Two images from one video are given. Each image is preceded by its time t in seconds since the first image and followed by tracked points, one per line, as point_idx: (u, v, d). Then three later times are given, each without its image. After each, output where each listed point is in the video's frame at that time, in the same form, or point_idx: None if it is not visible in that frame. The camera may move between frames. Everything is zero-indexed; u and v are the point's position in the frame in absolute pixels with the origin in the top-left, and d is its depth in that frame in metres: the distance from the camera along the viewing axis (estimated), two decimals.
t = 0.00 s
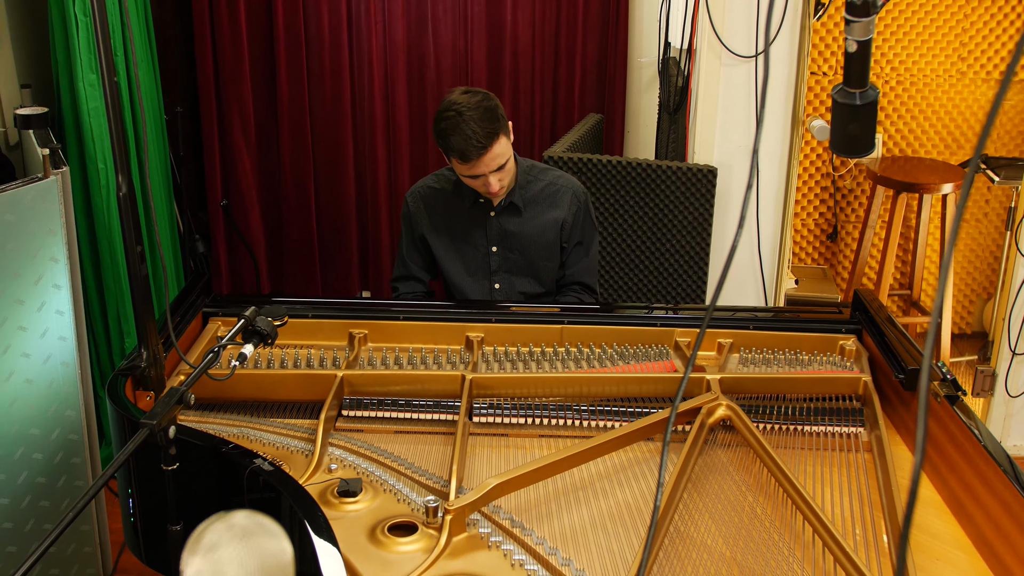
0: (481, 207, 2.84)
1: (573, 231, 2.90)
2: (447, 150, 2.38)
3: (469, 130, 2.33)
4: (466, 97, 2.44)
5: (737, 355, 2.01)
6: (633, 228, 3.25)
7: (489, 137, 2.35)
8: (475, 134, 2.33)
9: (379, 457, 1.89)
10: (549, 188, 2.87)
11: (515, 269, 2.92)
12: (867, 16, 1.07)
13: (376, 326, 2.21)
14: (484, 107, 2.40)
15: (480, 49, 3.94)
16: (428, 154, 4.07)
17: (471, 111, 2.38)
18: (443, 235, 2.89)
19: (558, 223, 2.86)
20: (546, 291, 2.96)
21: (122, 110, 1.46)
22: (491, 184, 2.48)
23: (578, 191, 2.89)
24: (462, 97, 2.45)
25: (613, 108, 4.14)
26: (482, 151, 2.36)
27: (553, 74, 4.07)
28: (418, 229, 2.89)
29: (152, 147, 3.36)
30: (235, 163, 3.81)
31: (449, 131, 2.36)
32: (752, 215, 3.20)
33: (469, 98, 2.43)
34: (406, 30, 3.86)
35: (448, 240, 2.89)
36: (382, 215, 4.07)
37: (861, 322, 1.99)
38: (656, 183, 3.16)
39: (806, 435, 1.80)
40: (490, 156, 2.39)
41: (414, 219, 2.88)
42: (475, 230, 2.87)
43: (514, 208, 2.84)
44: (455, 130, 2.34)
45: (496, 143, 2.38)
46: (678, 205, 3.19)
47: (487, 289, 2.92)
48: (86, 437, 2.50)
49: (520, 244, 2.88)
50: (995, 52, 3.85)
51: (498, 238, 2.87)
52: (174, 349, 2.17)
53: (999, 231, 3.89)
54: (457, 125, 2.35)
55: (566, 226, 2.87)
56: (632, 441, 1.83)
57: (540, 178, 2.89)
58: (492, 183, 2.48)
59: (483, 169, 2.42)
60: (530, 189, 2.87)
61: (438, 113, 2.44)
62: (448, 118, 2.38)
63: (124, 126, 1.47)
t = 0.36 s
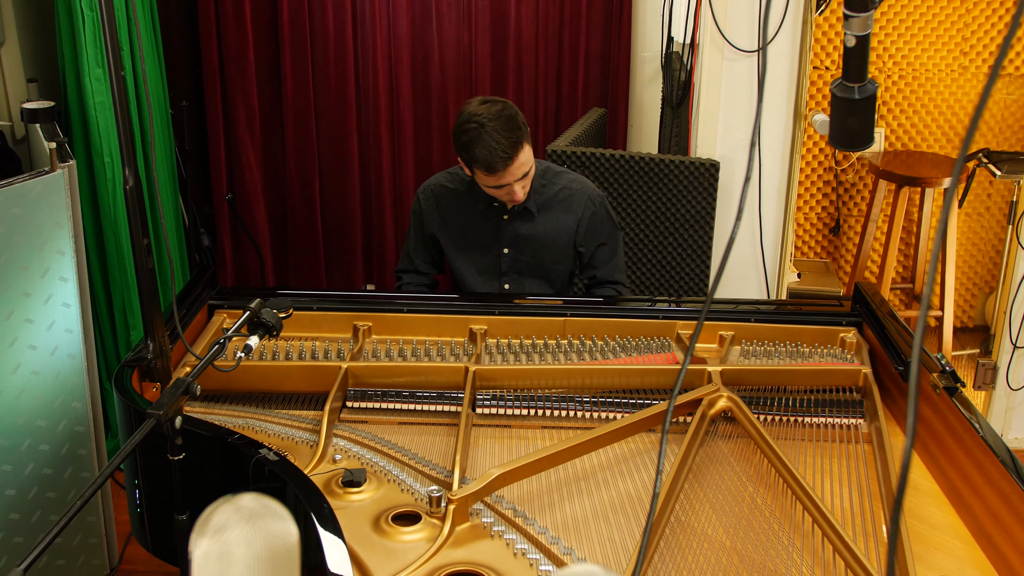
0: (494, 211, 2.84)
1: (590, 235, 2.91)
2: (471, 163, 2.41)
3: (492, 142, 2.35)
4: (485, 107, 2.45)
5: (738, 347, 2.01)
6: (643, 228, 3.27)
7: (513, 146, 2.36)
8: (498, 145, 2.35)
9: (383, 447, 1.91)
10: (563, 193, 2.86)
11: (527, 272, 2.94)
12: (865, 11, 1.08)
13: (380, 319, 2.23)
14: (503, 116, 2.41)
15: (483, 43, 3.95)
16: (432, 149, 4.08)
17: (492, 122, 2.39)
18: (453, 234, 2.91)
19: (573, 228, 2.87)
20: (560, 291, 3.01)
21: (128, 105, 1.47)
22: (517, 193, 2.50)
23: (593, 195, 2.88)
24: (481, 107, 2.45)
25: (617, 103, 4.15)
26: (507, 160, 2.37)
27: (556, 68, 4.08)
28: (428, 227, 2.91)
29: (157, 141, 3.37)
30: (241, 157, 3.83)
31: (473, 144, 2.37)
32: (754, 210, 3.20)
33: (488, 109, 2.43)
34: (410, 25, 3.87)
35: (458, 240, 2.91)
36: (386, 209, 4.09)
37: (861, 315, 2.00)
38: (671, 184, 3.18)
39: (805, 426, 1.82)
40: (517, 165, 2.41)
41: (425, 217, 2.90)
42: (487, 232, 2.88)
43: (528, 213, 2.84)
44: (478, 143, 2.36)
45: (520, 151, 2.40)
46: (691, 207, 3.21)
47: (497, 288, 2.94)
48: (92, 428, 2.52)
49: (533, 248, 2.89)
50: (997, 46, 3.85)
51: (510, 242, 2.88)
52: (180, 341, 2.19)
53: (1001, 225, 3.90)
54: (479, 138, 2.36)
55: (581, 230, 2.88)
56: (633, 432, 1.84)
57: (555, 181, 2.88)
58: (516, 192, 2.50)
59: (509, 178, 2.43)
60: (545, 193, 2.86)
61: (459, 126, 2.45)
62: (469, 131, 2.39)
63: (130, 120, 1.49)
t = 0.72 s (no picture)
0: (512, 212, 2.86)
1: (610, 241, 2.92)
2: (494, 168, 2.42)
3: (517, 151, 2.35)
4: (514, 114, 2.44)
5: (739, 342, 2.04)
6: (655, 228, 3.30)
7: (537, 157, 2.37)
8: (522, 155, 2.36)
9: (387, 440, 1.93)
10: (581, 198, 2.87)
11: (539, 273, 2.96)
12: (861, 9, 1.10)
13: (384, 312, 2.25)
14: (531, 126, 2.41)
15: (487, 40, 3.96)
16: (435, 145, 4.10)
17: (520, 130, 2.39)
18: (467, 231, 2.92)
19: (590, 233, 2.89)
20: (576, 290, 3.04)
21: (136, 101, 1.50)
22: (535, 203, 2.54)
23: (611, 200, 2.89)
24: (510, 113, 2.46)
25: (619, 99, 4.15)
26: (529, 171, 2.39)
27: (559, 66, 4.10)
28: (443, 224, 2.93)
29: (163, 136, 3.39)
30: (245, 152, 3.85)
31: (497, 150, 2.39)
32: (756, 205, 3.22)
33: (517, 116, 2.43)
34: (413, 21, 3.88)
35: (472, 237, 2.92)
36: (390, 204, 4.10)
37: (861, 309, 2.02)
38: (685, 188, 3.20)
39: (806, 420, 1.83)
40: (539, 176, 2.42)
41: (440, 213, 2.92)
42: (502, 232, 2.90)
43: (545, 216, 2.86)
44: (503, 150, 2.37)
45: (544, 164, 2.40)
46: (705, 210, 3.24)
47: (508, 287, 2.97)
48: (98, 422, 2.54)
49: (549, 250, 2.92)
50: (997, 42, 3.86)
51: (525, 243, 2.90)
52: (187, 335, 2.21)
53: (1001, 220, 3.91)
54: (505, 145, 2.37)
55: (600, 235, 2.90)
56: (634, 425, 1.86)
57: (573, 186, 2.88)
58: (535, 203, 2.53)
59: (529, 188, 2.46)
60: (564, 197, 2.87)
61: (486, 128, 2.47)
62: (495, 137, 2.40)
63: (138, 116, 1.51)
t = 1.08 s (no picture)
0: (518, 207, 2.87)
1: (611, 239, 2.95)
2: (499, 151, 2.43)
3: (525, 138, 2.37)
4: (534, 105, 2.48)
5: (742, 336, 2.03)
6: (658, 225, 3.30)
7: (543, 151, 2.39)
8: (529, 144, 2.37)
9: (392, 434, 1.95)
10: (587, 196, 2.88)
11: (543, 269, 2.99)
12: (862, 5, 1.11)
13: (389, 307, 2.26)
14: (546, 119, 2.44)
15: (491, 36, 3.97)
16: (439, 141, 4.11)
17: (534, 121, 2.42)
18: (473, 226, 2.93)
19: (595, 231, 2.90)
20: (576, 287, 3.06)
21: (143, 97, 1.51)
22: (529, 196, 2.53)
23: (617, 199, 2.90)
24: (529, 104, 2.49)
25: (623, 95, 4.16)
26: (530, 162, 2.39)
27: (563, 62, 4.10)
28: (449, 218, 2.94)
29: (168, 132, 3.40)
30: (250, 148, 3.86)
31: (507, 133, 2.40)
32: (758, 201, 3.22)
33: (535, 107, 2.47)
34: (417, 17, 3.89)
35: (478, 233, 2.94)
36: (394, 200, 4.12)
37: (863, 304, 2.03)
38: (689, 186, 3.21)
39: (808, 413, 1.85)
40: (538, 169, 2.42)
41: (446, 208, 2.93)
42: (507, 228, 2.91)
43: (551, 213, 2.88)
44: (512, 134, 2.38)
45: (548, 159, 2.41)
46: (707, 209, 3.25)
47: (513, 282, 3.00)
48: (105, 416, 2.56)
49: (553, 246, 2.94)
50: (999, 39, 3.86)
51: (530, 239, 2.92)
52: (193, 329, 2.23)
53: (1003, 215, 3.91)
54: (516, 129, 2.39)
55: (603, 235, 2.92)
56: (637, 419, 1.87)
57: (579, 183, 2.89)
58: (530, 196, 2.54)
59: (526, 179, 2.47)
60: (570, 194, 2.88)
61: (502, 112, 2.49)
62: (509, 121, 2.43)
63: (144, 112, 1.52)
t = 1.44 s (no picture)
0: (511, 194, 2.89)
1: (600, 224, 2.93)
2: (484, 130, 2.45)
3: (510, 115, 2.39)
4: (516, 84, 2.51)
5: (744, 332, 2.05)
6: (655, 217, 3.29)
7: (527, 126, 2.42)
8: (514, 120, 2.40)
9: (396, 429, 1.96)
10: (579, 182, 2.91)
11: (539, 259, 2.98)
12: (861, 4, 1.11)
13: (393, 304, 2.28)
14: (530, 96, 2.47)
15: (495, 34, 3.98)
16: (444, 139, 4.12)
17: (517, 98, 2.45)
18: (470, 218, 2.95)
19: (586, 217, 2.90)
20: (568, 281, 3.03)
21: (148, 94, 1.52)
22: (519, 175, 2.54)
23: (607, 185, 2.93)
24: (512, 83, 2.53)
25: (627, 93, 4.16)
26: (515, 139, 2.43)
27: (567, 61, 4.11)
28: (446, 211, 2.96)
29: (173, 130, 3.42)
30: (256, 146, 3.88)
31: (492, 111, 2.42)
32: (761, 198, 3.23)
33: (518, 86, 2.50)
34: (422, 16, 3.90)
35: (475, 224, 2.95)
36: (399, 198, 4.13)
37: (864, 301, 2.04)
38: (682, 174, 3.21)
39: (808, 408, 1.86)
40: (521, 147, 2.46)
41: (443, 201, 2.95)
42: (503, 216, 2.93)
43: (544, 198, 2.89)
44: (497, 111, 2.41)
45: (533, 134, 2.45)
46: (701, 198, 3.25)
47: (510, 275, 2.99)
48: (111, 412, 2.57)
49: (548, 234, 2.93)
50: (1001, 37, 3.86)
51: (525, 227, 2.93)
52: (198, 325, 2.25)
53: (1005, 213, 3.92)
54: (501, 107, 2.41)
55: (593, 219, 2.92)
56: (638, 415, 1.88)
57: (570, 171, 2.93)
58: (519, 174, 2.53)
59: (514, 157, 2.49)
60: (561, 180, 2.91)
61: (486, 92, 2.52)
62: (493, 100, 2.45)
63: (149, 108, 1.54)
